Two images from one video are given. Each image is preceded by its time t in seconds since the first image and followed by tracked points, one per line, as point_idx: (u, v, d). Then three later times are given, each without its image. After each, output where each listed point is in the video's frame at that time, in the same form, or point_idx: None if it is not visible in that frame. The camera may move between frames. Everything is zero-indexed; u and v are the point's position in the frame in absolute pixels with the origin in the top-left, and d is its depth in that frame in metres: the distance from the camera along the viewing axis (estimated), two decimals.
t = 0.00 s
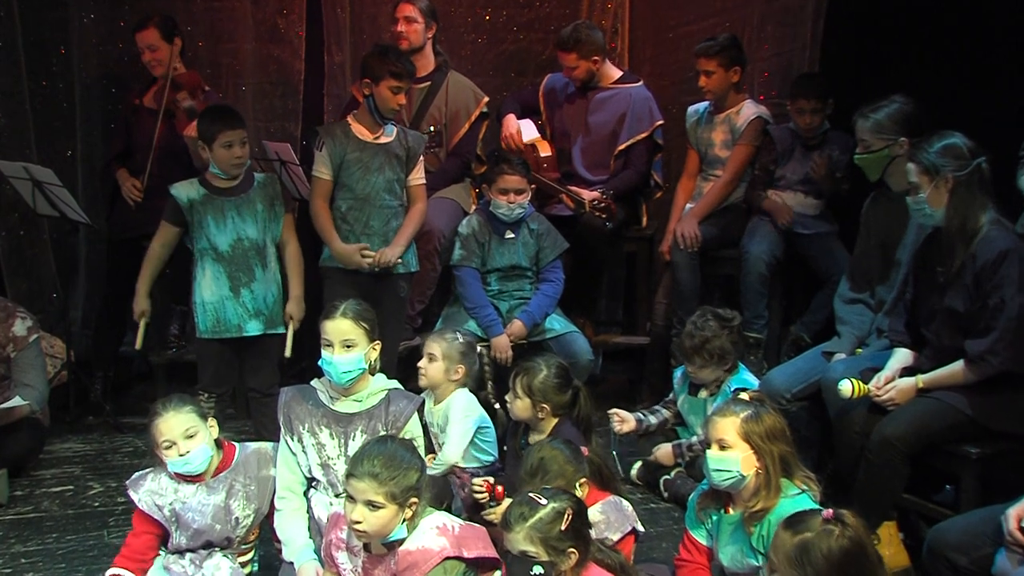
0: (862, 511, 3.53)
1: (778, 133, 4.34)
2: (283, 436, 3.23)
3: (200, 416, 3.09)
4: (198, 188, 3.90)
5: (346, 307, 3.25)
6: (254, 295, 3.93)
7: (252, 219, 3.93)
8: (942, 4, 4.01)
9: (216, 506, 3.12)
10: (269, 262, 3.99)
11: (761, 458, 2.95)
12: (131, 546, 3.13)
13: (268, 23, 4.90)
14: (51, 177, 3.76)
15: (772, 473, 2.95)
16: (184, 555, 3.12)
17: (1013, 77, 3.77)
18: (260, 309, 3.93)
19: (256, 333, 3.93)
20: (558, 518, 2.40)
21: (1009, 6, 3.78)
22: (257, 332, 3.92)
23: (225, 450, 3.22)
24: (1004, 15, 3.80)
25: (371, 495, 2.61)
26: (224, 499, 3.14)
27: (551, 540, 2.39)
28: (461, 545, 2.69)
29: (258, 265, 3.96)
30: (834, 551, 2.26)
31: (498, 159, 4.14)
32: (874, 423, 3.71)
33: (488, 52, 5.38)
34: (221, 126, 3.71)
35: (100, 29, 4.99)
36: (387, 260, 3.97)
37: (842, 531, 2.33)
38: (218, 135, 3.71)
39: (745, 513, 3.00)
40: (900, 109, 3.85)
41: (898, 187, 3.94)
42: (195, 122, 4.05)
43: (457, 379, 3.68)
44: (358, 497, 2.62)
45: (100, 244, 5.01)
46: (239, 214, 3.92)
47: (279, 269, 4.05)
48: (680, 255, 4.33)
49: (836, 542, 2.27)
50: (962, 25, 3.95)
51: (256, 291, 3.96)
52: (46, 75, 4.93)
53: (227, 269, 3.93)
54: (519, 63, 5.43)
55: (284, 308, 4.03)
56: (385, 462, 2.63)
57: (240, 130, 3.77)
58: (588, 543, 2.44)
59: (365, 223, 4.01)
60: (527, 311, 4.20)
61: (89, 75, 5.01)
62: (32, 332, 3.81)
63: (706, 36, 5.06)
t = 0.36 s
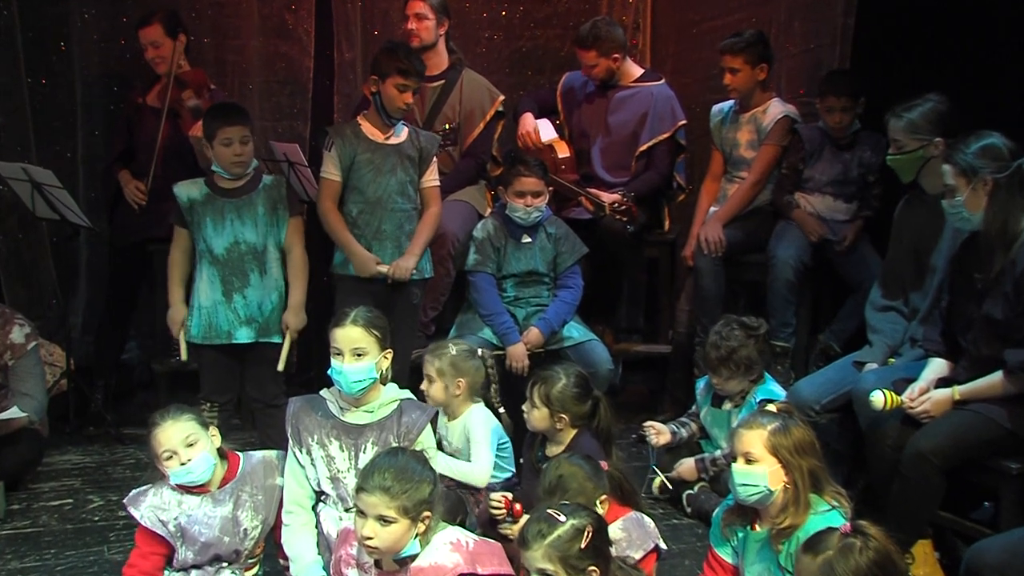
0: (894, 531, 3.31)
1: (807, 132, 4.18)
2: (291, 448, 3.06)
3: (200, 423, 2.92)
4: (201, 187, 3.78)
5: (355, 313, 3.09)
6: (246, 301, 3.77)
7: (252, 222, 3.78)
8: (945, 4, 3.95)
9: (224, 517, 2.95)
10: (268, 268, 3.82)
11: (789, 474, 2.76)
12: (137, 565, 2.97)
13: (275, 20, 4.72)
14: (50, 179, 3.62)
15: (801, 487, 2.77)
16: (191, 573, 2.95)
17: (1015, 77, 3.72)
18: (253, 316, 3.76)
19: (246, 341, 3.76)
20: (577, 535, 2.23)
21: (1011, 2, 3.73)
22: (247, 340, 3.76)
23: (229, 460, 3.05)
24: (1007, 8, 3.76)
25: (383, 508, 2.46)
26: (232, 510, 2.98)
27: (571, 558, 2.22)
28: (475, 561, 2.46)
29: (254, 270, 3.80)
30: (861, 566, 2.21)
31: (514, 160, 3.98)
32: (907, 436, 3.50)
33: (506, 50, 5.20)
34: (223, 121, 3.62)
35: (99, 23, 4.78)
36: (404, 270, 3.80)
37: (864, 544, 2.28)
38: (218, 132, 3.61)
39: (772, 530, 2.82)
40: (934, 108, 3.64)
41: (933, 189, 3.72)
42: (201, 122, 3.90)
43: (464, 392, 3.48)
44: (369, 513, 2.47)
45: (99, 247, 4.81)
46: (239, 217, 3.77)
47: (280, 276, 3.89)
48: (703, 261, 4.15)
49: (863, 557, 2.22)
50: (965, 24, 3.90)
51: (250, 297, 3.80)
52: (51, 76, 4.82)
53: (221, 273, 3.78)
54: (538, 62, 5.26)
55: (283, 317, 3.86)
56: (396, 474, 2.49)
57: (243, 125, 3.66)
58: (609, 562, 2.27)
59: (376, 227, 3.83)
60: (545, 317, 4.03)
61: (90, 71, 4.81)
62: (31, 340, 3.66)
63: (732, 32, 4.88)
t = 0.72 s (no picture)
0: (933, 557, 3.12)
1: (838, 134, 3.98)
2: (300, 464, 2.90)
3: (207, 438, 2.80)
4: (207, 192, 3.62)
5: (367, 323, 2.92)
6: (256, 310, 3.61)
7: (262, 228, 3.62)
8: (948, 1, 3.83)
9: (227, 538, 2.83)
10: (278, 276, 3.66)
11: (819, 492, 2.59)
12: None
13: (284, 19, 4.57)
14: (49, 184, 3.48)
15: (833, 509, 2.61)
16: None
17: (1015, 78, 3.66)
18: (263, 326, 3.60)
19: (256, 351, 3.60)
20: (597, 557, 2.06)
21: None
22: (258, 351, 3.60)
23: (237, 477, 2.92)
24: (1007, 9, 3.70)
25: (395, 528, 2.29)
26: (236, 530, 2.86)
27: None
28: None
29: (264, 278, 3.64)
30: None
31: (532, 164, 3.82)
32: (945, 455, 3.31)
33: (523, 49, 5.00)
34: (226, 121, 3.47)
35: (101, 22, 4.57)
36: (417, 283, 3.63)
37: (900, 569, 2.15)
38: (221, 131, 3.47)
39: (801, 551, 2.65)
40: (973, 108, 3.45)
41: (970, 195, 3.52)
42: (206, 123, 3.77)
43: (466, 417, 3.34)
44: (381, 532, 2.30)
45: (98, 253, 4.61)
46: (248, 223, 3.61)
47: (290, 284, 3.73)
48: (729, 269, 3.98)
49: None
50: (967, 21, 3.81)
51: (260, 306, 3.64)
52: (50, 78, 4.61)
53: (230, 281, 3.62)
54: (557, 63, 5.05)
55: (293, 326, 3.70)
56: (410, 492, 2.31)
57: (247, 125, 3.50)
58: None
59: (388, 235, 3.66)
60: (563, 328, 3.86)
61: (91, 73, 4.60)
62: (28, 351, 3.52)
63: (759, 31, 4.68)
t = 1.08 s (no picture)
0: None
1: (868, 136, 3.80)
2: (307, 479, 2.79)
3: (208, 456, 2.71)
4: (211, 198, 3.46)
5: (377, 333, 2.81)
6: (266, 319, 3.45)
7: (269, 234, 3.47)
8: None
9: (234, 555, 2.74)
10: (286, 283, 3.51)
11: (852, 511, 2.47)
12: None
13: (291, 15, 4.41)
14: (47, 188, 3.35)
15: (863, 527, 2.49)
16: None
17: (1016, 78, 3.66)
18: (272, 335, 3.44)
19: (266, 362, 3.43)
20: None
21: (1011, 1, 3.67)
22: (268, 361, 3.43)
23: (242, 491, 2.84)
24: (1006, 7, 3.69)
25: (408, 548, 2.19)
26: (244, 546, 2.77)
27: None
28: None
29: (272, 286, 3.48)
30: None
31: (549, 168, 3.67)
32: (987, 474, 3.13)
33: (540, 47, 4.78)
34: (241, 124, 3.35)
35: (100, 19, 4.42)
36: (424, 290, 3.46)
37: None
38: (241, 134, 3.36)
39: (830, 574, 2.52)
40: (1014, 107, 3.28)
41: (1012, 199, 3.34)
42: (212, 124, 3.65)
43: (473, 441, 3.21)
44: (393, 552, 2.20)
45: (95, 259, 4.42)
46: (254, 228, 3.46)
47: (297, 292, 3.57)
48: (754, 277, 3.81)
49: None
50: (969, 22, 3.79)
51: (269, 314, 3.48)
52: (48, 78, 4.46)
53: (237, 290, 3.46)
54: (574, 63, 4.82)
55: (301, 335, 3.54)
56: (423, 510, 2.21)
57: (265, 130, 3.39)
58: None
59: (395, 241, 3.51)
60: (581, 339, 3.69)
61: (90, 72, 4.44)
62: (25, 362, 3.38)
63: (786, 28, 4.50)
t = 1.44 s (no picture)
0: None
1: (903, 136, 3.62)
2: (315, 495, 2.71)
3: (211, 471, 2.61)
4: (214, 202, 3.20)
5: (388, 341, 2.70)
6: (282, 326, 3.20)
7: (279, 238, 3.23)
8: None
9: None
10: (298, 287, 3.27)
11: (883, 529, 2.41)
12: None
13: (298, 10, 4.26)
14: (43, 191, 3.22)
15: (896, 547, 2.42)
16: None
17: (1015, 80, 3.61)
18: (290, 342, 3.19)
19: (285, 371, 3.18)
20: None
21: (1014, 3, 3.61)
22: (287, 370, 3.18)
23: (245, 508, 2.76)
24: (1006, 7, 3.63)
25: (420, 568, 2.08)
26: (244, 567, 2.68)
27: None
28: None
29: (286, 291, 3.23)
30: None
31: (567, 169, 3.52)
32: None
33: (558, 41, 4.64)
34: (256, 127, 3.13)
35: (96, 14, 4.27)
36: (439, 289, 3.29)
37: None
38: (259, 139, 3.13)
39: None
40: None
41: None
42: (215, 123, 3.52)
43: (485, 459, 3.03)
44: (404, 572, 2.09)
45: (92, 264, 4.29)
46: (263, 233, 3.21)
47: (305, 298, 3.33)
48: (782, 284, 3.63)
49: None
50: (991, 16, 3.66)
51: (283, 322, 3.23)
52: (43, 75, 4.34)
53: (250, 297, 3.19)
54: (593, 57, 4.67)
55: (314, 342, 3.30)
56: (439, 527, 2.12)
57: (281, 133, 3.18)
58: None
59: (403, 246, 3.35)
60: (600, 348, 3.52)
61: (88, 69, 4.29)
62: (19, 370, 3.23)
63: (814, 23, 4.32)
